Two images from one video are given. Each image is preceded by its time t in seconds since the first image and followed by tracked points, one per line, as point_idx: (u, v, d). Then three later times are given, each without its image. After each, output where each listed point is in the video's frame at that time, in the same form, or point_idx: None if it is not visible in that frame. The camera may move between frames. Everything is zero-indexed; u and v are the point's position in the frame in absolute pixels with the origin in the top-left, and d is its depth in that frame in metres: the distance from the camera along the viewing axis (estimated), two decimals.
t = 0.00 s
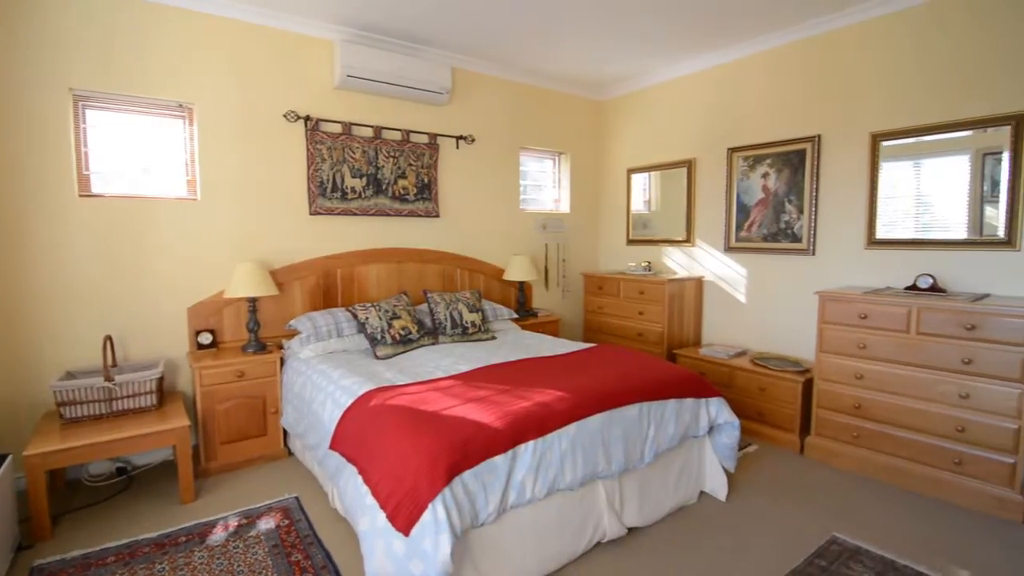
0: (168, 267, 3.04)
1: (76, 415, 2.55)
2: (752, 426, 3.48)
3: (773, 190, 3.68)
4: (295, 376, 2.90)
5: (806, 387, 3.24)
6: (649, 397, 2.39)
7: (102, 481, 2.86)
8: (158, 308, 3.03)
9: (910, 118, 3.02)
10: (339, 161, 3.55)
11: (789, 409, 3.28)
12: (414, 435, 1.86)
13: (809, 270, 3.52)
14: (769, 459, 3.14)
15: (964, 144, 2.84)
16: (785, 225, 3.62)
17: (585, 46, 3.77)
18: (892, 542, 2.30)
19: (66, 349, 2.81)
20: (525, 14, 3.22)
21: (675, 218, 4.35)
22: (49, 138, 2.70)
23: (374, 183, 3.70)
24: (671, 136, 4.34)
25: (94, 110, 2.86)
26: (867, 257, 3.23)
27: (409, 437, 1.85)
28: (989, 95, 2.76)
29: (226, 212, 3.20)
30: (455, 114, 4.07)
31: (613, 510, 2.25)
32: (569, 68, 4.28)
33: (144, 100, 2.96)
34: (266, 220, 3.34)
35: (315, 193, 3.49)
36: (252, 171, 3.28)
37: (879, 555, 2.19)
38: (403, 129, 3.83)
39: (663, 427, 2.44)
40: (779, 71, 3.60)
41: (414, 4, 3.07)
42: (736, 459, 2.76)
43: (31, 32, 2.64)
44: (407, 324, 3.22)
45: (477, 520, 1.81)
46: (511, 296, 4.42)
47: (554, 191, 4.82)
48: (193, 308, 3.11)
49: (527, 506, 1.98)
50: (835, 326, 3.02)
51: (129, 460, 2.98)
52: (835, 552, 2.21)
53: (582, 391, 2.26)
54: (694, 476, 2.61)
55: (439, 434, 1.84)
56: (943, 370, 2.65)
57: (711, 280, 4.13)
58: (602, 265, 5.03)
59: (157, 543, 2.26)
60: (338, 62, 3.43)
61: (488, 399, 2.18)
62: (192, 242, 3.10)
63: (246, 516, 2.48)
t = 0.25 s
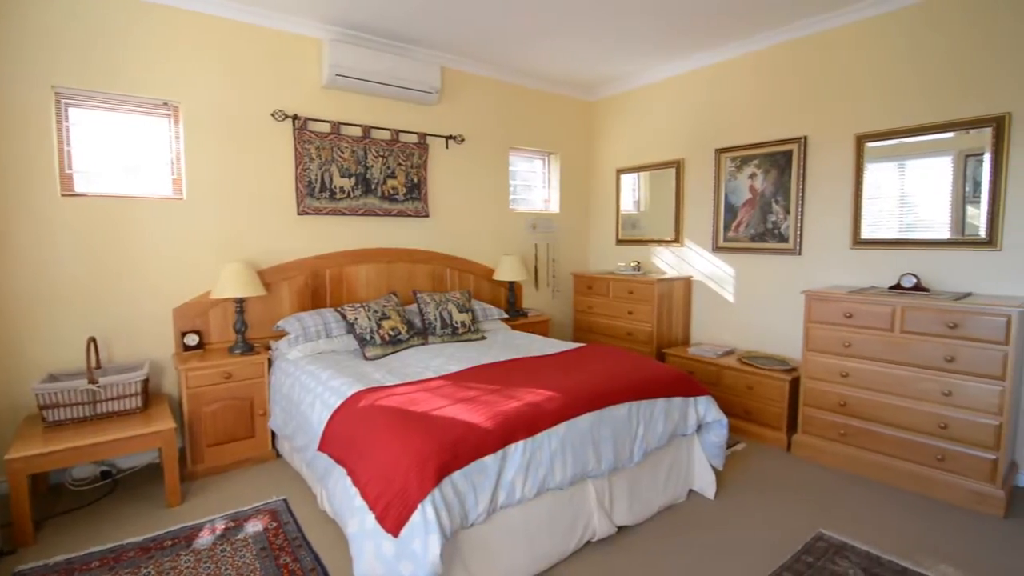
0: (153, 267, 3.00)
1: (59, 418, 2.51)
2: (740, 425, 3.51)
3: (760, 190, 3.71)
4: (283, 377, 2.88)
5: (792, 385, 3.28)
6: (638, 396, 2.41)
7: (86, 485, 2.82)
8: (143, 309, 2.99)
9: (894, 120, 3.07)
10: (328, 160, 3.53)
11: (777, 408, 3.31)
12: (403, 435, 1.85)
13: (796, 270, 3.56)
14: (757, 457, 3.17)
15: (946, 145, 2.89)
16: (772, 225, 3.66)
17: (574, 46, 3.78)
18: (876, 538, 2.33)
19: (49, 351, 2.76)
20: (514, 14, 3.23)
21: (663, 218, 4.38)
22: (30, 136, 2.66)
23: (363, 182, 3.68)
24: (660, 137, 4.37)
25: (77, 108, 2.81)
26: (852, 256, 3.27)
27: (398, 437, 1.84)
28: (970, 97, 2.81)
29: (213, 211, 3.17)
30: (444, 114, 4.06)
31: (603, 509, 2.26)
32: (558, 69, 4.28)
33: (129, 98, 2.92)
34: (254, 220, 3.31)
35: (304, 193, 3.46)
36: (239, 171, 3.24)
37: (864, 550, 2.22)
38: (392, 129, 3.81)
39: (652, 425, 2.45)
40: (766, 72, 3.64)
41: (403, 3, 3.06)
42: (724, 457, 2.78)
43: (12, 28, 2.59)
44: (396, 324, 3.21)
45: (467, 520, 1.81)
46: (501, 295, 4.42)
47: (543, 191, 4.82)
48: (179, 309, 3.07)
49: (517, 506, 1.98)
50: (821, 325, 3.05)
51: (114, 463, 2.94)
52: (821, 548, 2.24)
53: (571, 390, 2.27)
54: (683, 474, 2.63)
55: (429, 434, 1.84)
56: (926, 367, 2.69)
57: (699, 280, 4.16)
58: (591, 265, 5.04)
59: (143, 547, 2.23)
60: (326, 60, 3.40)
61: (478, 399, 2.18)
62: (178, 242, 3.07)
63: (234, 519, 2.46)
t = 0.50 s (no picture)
0: (138, 268, 2.96)
1: (41, 422, 2.47)
2: (728, 423, 3.54)
3: (747, 190, 3.75)
4: (271, 379, 2.85)
5: (779, 383, 3.31)
6: (627, 395, 2.42)
7: (69, 488, 2.77)
8: (127, 310, 2.95)
9: (878, 122, 3.11)
10: (315, 160, 3.50)
11: (764, 406, 3.34)
12: (392, 436, 1.84)
13: (782, 269, 3.59)
14: (745, 455, 3.20)
15: (929, 147, 2.93)
16: (759, 225, 3.69)
17: (563, 47, 3.78)
18: (862, 534, 2.36)
19: (30, 353, 2.71)
20: (503, 14, 3.22)
21: (652, 218, 4.40)
22: (10, 134, 2.60)
23: (351, 182, 3.66)
24: (649, 137, 4.39)
25: (59, 106, 2.76)
26: (838, 256, 3.31)
27: (387, 438, 1.84)
28: (952, 100, 2.85)
29: (199, 211, 3.13)
30: (434, 114, 4.05)
31: (592, 508, 2.26)
32: (547, 69, 4.29)
33: (112, 96, 2.87)
34: (241, 220, 3.28)
35: (291, 192, 3.43)
36: (225, 170, 3.21)
37: (850, 547, 2.25)
38: (381, 128, 3.80)
39: (641, 424, 2.47)
40: (753, 74, 3.67)
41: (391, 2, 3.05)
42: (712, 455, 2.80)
43: None
44: (385, 325, 3.19)
45: (456, 520, 1.80)
46: (491, 295, 4.42)
47: (533, 191, 4.83)
48: (164, 310, 3.03)
49: (506, 506, 1.98)
50: (807, 324, 3.09)
51: (98, 467, 2.90)
52: (808, 544, 2.27)
53: (561, 390, 2.27)
54: (672, 472, 2.65)
55: (418, 435, 1.83)
56: (910, 365, 2.73)
57: (688, 279, 4.19)
58: (581, 265, 5.06)
59: (127, 552, 2.20)
60: (313, 59, 3.38)
61: (467, 399, 2.17)
62: (163, 242, 3.03)
63: (220, 522, 2.43)
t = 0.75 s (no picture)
0: (122, 268, 2.92)
1: (23, 425, 2.42)
2: (716, 421, 3.57)
3: (735, 191, 3.78)
4: (258, 380, 2.82)
5: (766, 382, 3.35)
6: (616, 394, 2.43)
7: (51, 493, 2.73)
8: (111, 311, 2.91)
9: (863, 123, 3.15)
10: (303, 159, 3.48)
11: (751, 404, 3.38)
12: (381, 437, 1.84)
13: (770, 269, 3.63)
14: (733, 453, 3.22)
15: (912, 148, 2.98)
16: (746, 225, 3.73)
17: (552, 46, 3.79)
18: (847, 530, 2.39)
19: (11, 355, 2.66)
20: (492, 14, 3.22)
21: (641, 218, 4.42)
22: None
23: (340, 182, 3.64)
24: (637, 138, 4.41)
25: (40, 103, 2.72)
26: (824, 256, 3.35)
27: (377, 439, 1.83)
28: (934, 102, 2.90)
29: (185, 211, 3.10)
30: (423, 113, 4.03)
31: (581, 507, 2.27)
32: (536, 69, 4.29)
33: (96, 94, 2.83)
34: (227, 220, 3.25)
35: (278, 192, 3.41)
36: (211, 169, 3.17)
37: (835, 543, 2.28)
38: (369, 127, 3.78)
39: (630, 423, 2.48)
40: (741, 76, 3.70)
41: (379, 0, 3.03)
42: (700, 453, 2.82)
43: None
44: (374, 325, 3.18)
45: (446, 521, 1.80)
46: (481, 295, 4.42)
47: (522, 191, 4.83)
48: (149, 311, 2.99)
49: (496, 506, 1.98)
50: (793, 323, 3.12)
51: (81, 470, 2.85)
52: (795, 541, 2.29)
53: (550, 390, 2.28)
54: (661, 471, 2.66)
55: (407, 436, 1.83)
56: (894, 363, 2.77)
57: (676, 279, 4.22)
58: (570, 264, 5.07)
59: (112, 556, 2.17)
60: (301, 58, 3.35)
61: (457, 399, 2.17)
62: (148, 242, 2.99)
63: (207, 526, 2.40)
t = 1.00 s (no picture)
0: (107, 269, 2.88)
1: (5, 429, 2.38)
2: (705, 420, 3.59)
3: (723, 191, 3.81)
4: (247, 381, 2.80)
5: (754, 381, 3.38)
6: (606, 393, 2.44)
7: (35, 497, 2.68)
8: (96, 312, 2.87)
9: (849, 125, 3.19)
10: (292, 159, 3.45)
11: (740, 403, 3.41)
12: (371, 438, 1.83)
13: (758, 269, 3.66)
14: (722, 451, 3.25)
15: (897, 149, 3.02)
16: (734, 225, 3.76)
17: (542, 47, 3.79)
18: (835, 527, 2.42)
19: None
20: (481, 14, 3.22)
21: (631, 218, 4.44)
22: None
23: (329, 181, 3.62)
24: (627, 138, 4.43)
25: (22, 101, 2.67)
26: (811, 256, 3.39)
27: (366, 440, 1.82)
28: (918, 104, 2.94)
29: (171, 210, 3.06)
30: (412, 113, 4.02)
31: (572, 506, 2.28)
32: (526, 69, 4.30)
33: (80, 92, 2.79)
34: (214, 219, 3.21)
35: (267, 192, 3.38)
36: (198, 168, 3.14)
37: (823, 539, 2.31)
38: (359, 127, 3.76)
39: (620, 422, 2.49)
40: (729, 77, 3.73)
41: None
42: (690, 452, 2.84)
43: None
44: (364, 326, 3.16)
45: (436, 521, 1.80)
46: (471, 295, 4.41)
47: (512, 191, 4.83)
48: (135, 312, 2.96)
49: (487, 506, 1.98)
50: (781, 322, 3.15)
51: (65, 474, 2.81)
52: (783, 538, 2.31)
53: (540, 390, 2.28)
54: (650, 470, 2.68)
55: (397, 437, 1.82)
56: (880, 362, 2.80)
57: (666, 279, 4.24)
58: (561, 264, 5.08)
59: (97, 561, 2.14)
60: (289, 56, 3.32)
61: (447, 400, 2.17)
62: (133, 242, 2.95)
63: (195, 529, 2.38)
